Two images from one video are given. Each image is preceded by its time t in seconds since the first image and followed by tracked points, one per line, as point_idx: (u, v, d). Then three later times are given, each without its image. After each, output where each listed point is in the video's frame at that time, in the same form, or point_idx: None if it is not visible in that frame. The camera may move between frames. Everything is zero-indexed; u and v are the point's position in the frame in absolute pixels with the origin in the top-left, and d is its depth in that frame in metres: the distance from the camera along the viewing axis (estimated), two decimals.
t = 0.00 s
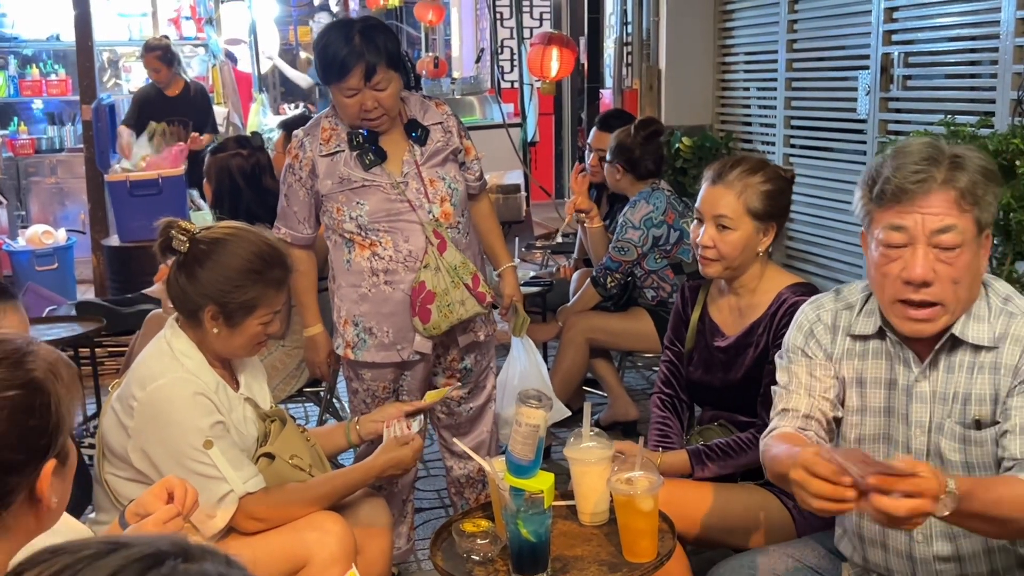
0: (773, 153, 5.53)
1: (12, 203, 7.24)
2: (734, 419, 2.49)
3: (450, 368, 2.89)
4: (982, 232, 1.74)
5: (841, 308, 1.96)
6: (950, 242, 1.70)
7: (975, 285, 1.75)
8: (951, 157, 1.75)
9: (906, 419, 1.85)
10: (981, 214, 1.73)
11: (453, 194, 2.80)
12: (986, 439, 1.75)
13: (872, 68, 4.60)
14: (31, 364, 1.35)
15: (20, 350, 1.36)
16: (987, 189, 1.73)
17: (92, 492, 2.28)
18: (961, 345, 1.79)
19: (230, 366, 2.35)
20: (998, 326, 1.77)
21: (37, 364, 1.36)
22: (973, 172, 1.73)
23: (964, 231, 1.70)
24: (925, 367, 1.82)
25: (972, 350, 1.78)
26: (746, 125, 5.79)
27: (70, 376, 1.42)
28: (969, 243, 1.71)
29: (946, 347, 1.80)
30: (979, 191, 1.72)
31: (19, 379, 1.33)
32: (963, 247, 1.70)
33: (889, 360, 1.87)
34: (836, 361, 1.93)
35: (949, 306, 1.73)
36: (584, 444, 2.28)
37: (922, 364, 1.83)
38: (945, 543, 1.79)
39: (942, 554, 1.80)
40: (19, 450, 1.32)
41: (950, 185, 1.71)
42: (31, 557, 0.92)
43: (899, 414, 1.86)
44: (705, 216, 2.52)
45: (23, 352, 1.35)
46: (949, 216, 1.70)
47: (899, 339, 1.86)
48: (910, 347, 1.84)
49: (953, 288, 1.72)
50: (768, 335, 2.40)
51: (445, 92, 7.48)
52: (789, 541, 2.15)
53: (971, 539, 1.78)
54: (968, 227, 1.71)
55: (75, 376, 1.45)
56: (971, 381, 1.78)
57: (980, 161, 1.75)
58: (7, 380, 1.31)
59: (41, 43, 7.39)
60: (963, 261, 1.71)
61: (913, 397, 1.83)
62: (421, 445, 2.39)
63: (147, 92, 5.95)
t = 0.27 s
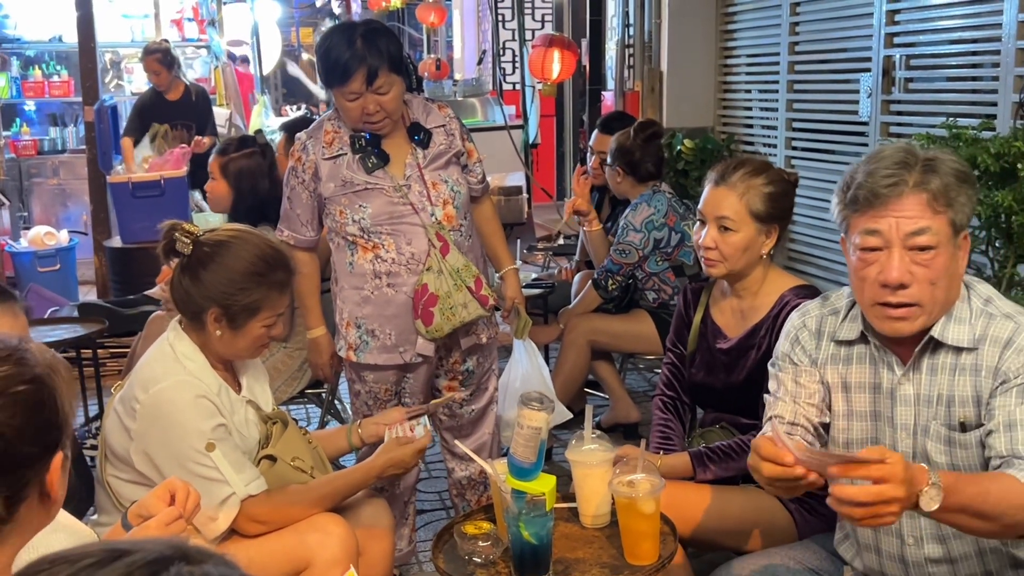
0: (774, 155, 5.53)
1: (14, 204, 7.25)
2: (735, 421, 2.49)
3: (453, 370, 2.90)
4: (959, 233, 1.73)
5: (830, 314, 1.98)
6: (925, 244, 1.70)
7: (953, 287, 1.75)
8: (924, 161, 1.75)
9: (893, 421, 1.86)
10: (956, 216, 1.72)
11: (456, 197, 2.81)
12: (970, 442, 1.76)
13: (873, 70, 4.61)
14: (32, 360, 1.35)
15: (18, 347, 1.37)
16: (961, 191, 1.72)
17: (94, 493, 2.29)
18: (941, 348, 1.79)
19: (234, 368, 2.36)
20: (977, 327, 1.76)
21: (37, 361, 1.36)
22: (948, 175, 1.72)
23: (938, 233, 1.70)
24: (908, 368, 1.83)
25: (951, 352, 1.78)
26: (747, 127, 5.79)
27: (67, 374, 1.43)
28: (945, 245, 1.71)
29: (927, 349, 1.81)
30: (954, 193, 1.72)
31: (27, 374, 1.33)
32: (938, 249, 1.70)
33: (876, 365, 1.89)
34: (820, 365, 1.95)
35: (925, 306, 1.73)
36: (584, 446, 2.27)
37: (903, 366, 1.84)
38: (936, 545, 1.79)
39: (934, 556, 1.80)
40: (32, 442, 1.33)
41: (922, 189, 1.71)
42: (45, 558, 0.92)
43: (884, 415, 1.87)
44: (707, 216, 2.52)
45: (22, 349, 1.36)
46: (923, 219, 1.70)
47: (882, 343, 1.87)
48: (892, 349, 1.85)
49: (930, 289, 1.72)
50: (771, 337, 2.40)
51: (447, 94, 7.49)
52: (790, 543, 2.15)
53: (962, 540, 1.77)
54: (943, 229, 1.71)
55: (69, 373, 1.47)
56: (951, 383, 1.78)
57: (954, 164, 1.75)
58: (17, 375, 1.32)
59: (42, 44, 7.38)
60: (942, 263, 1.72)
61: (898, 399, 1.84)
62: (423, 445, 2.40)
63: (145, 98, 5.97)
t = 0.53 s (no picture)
0: (777, 157, 5.53)
1: (17, 205, 7.26)
2: (737, 423, 2.50)
3: (455, 372, 2.90)
4: (942, 241, 1.72)
5: (824, 318, 1.98)
6: (907, 252, 1.70)
7: (937, 294, 1.74)
8: (907, 169, 1.76)
9: (880, 426, 1.84)
10: (938, 224, 1.71)
11: (459, 200, 2.81)
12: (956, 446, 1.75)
13: (876, 73, 4.61)
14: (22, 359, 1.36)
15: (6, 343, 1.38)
16: (942, 199, 1.72)
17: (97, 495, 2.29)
18: (924, 354, 1.77)
19: (237, 370, 2.36)
20: (959, 331, 1.75)
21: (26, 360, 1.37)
22: (929, 183, 1.73)
23: (920, 241, 1.70)
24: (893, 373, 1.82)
25: (932, 357, 1.77)
26: (750, 129, 5.80)
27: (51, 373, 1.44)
28: (927, 252, 1.70)
29: (912, 355, 1.79)
30: (934, 202, 1.71)
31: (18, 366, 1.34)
32: (920, 257, 1.70)
33: (859, 371, 1.88)
34: (809, 371, 1.95)
35: (909, 308, 1.72)
36: (587, 448, 2.27)
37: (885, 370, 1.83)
38: (930, 550, 1.77)
39: (929, 561, 1.78)
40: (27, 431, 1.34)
41: (899, 199, 1.71)
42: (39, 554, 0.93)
43: (872, 420, 1.86)
44: (712, 218, 2.52)
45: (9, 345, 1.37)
46: (904, 228, 1.70)
47: (869, 349, 1.86)
48: (876, 354, 1.84)
49: (914, 297, 1.71)
50: (773, 340, 2.40)
51: (450, 96, 7.52)
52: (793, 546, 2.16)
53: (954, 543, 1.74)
54: (925, 237, 1.70)
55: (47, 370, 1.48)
56: (932, 388, 1.77)
57: (937, 172, 1.75)
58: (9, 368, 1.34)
59: (46, 44, 7.41)
60: (926, 269, 1.71)
61: (884, 405, 1.82)
62: (425, 446, 2.40)
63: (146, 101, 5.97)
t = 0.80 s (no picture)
0: (780, 159, 5.53)
1: (20, 205, 7.27)
2: (740, 427, 2.50)
3: (457, 373, 2.90)
4: (936, 250, 1.68)
5: (828, 324, 1.97)
6: (899, 262, 1.66)
7: (932, 305, 1.70)
8: (902, 178, 1.72)
9: (871, 433, 1.82)
10: (932, 234, 1.68)
11: (461, 202, 2.81)
12: (936, 455, 1.69)
13: (880, 75, 4.61)
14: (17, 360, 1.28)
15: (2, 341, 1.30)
16: (936, 208, 1.68)
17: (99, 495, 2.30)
18: (912, 363, 1.74)
19: (239, 372, 2.36)
20: (948, 340, 1.71)
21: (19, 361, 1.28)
22: (922, 194, 1.69)
23: (913, 251, 1.66)
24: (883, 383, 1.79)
25: (919, 366, 1.74)
26: (753, 132, 5.80)
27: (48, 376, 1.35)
28: (920, 261, 1.66)
29: (903, 366, 1.76)
30: (924, 209, 1.68)
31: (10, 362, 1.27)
32: (913, 267, 1.66)
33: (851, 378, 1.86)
34: (806, 376, 1.96)
35: (901, 325, 1.69)
36: (589, 451, 2.27)
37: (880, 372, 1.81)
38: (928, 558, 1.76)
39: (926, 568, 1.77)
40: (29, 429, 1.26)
41: (886, 211, 1.68)
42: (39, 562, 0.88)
43: (860, 426, 1.84)
44: (717, 220, 2.52)
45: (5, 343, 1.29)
46: (896, 237, 1.67)
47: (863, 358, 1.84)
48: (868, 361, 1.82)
49: (906, 309, 1.68)
50: (776, 344, 2.40)
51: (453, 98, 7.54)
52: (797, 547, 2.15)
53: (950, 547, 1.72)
54: (917, 247, 1.67)
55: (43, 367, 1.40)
56: (918, 397, 1.74)
57: (933, 182, 1.71)
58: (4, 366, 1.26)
59: (51, 45, 7.44)
60: (919, 279, 1.67)
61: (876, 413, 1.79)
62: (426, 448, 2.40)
63: (148, 101, 5.98)
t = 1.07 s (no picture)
0: (785, 161, 5.52)
1: (25, 205, 7.28)
2: (744, 430, 2.49)
3: (460, 374, 2.90)
4: (941, 265, 1.64)
5: (833, 329, 1.98)
6: (900, 278, 1.62)
7: (935, 322, 1.65)
8: (907, 192, 1.69)
9: (867, 443, 1.80)
10: (935, 250, 1.63)
11: (464, 203, 2.81)
12: (929, 475, 1.66)
13: (884, 77, 4.60)
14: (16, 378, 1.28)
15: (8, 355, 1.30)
16: (940, 224, 1.64)
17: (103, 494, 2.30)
18: (912, 380, 1.70)
19: (243, 373, 2.36)
20: (944, 358, 1.66)
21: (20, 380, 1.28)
22: (926, 208, 1.65)
23: (915, 266, 1.62)
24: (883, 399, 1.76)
25: (918, 382, 1.69)
26: (758, 133, 5.79)
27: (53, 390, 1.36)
28: (922, 278, 1.62)
29: (905, 381, 1.71)
30: (927, 224, 1.63)
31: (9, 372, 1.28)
32: (915, 283, 1.62)
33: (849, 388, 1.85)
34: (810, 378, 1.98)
35: (897, 347, 1.65)
36: (592, 454, 2.27)
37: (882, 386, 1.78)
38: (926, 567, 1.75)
39: None
40: (31, 437, 1.27)
41: (888, 225, 1.64)
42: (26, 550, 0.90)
43: (858, 434, 1.83)
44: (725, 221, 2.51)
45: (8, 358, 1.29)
46: (897, 252, 1.63)
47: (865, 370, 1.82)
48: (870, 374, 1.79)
49: (907, 325, 1.63)
50: (779, 348, 2.39)
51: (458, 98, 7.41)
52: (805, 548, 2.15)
53: (949, 559, 1.70)
54: (919, 262, 1.62)
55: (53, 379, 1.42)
56: (912, 413, 1.70)
57: (938, 197, 1.68)
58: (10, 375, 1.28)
59: (55, 45, 7.46)
60: (921, 296, 1.62)
61: (875, 425, 1.77)
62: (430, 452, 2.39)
63: (152, 102, 5.95)
